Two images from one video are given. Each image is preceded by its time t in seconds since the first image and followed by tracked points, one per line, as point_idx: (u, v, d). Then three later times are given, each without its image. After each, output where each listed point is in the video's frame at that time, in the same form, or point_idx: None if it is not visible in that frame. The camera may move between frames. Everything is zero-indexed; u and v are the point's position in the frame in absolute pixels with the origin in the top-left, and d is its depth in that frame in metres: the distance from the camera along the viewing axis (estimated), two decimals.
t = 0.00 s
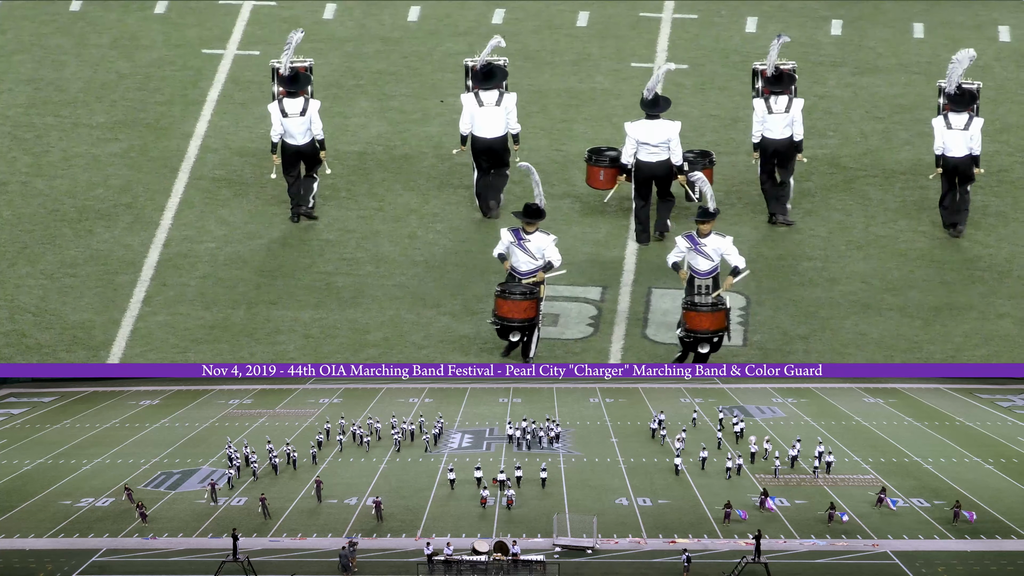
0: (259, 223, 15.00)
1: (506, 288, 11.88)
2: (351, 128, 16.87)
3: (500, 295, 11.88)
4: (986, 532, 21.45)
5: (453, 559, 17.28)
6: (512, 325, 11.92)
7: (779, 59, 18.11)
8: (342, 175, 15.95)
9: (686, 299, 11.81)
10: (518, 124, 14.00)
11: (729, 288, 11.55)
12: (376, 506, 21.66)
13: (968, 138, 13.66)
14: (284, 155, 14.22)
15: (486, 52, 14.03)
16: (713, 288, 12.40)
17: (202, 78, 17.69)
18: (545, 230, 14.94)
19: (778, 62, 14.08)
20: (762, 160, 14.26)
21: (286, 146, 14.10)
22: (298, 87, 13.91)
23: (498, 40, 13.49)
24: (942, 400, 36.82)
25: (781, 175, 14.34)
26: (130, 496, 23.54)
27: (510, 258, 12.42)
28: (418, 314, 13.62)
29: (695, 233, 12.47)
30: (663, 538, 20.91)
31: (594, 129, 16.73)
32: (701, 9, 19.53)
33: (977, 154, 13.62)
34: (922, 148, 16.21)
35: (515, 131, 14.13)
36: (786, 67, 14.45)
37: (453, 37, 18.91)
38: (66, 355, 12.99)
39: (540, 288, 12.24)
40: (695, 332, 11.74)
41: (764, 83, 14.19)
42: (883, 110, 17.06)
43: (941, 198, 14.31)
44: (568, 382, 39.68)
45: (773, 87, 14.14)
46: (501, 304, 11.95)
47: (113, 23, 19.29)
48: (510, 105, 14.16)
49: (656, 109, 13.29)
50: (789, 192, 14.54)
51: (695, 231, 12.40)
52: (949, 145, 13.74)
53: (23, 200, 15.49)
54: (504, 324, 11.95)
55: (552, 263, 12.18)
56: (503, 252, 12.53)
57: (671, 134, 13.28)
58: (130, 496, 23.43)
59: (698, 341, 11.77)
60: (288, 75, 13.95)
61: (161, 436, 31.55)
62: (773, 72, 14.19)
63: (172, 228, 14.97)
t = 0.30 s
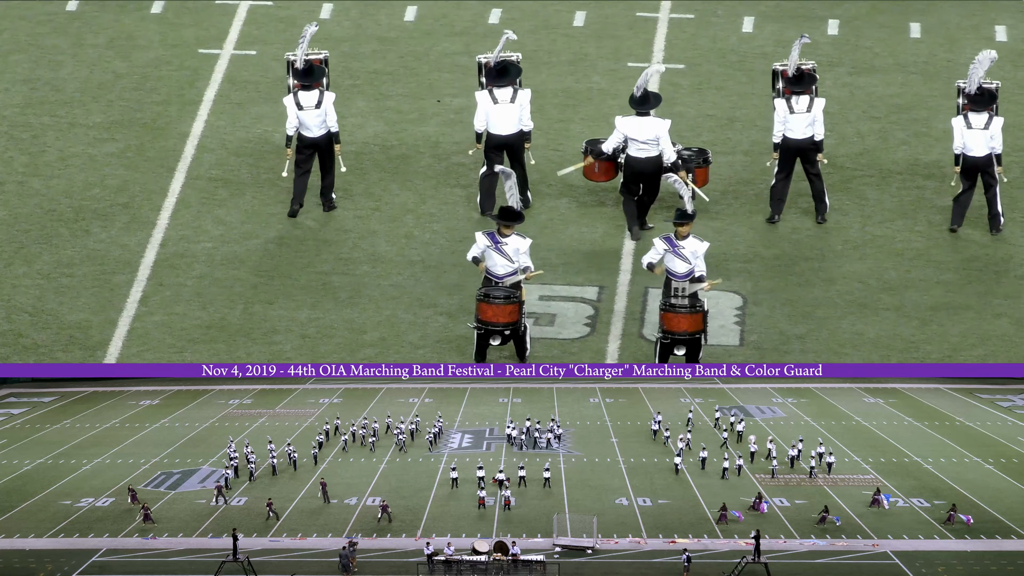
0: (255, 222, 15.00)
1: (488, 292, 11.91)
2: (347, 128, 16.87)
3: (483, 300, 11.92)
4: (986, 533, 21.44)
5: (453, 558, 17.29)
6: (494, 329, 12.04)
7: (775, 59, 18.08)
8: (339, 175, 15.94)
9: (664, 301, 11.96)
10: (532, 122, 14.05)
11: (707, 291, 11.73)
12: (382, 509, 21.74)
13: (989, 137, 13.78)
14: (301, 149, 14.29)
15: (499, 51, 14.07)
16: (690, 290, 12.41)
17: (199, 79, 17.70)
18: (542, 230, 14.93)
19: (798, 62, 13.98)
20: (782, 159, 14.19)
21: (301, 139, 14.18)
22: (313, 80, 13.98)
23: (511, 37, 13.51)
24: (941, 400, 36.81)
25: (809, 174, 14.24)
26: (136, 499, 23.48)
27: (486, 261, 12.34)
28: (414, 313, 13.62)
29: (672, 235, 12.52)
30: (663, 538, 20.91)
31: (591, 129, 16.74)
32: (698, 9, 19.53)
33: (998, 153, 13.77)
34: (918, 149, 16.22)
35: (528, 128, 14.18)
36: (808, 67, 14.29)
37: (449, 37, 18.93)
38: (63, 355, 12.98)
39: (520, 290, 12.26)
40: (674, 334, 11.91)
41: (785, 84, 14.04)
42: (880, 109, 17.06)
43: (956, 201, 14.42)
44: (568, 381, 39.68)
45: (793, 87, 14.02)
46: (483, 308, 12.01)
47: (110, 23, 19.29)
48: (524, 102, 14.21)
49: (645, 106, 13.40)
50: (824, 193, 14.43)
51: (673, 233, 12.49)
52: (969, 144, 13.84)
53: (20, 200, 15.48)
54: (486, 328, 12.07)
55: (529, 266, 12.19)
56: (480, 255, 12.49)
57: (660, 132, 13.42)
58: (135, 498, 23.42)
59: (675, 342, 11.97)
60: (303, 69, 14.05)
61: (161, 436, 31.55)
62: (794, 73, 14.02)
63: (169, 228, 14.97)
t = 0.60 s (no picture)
0: (250, 222, 15.00)
1: (474, 291, 11.86)
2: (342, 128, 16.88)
3: (470, 298, 11.87)
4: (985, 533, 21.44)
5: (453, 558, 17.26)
6: (481, 327, 11.95)
7: (771, 59, 18.05)
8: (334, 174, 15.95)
9: (651, 300, 11.89)
10: (544, 113, 14.15)
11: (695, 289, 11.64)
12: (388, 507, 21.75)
13: (998, 134, 13.76)
14: (308, 142, 14.37)
15: (507, 47, 14.07)
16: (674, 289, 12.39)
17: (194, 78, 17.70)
18: (537, 229, 14.93)
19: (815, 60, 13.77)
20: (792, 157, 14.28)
21: (310, 132, 14.28)
22: (320, 74, 13.98)
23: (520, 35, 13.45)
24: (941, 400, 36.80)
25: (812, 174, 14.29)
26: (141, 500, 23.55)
27: (467, 261, 12.32)
28: (410, 313, 13.63)
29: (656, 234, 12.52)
30: (663, 538, 20.91)
31: (586, 129, 16.76)
32: (694, 8, 19.53)
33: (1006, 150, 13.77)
34: (914, 148, 16.23)
35: (538, 115, 14.17)
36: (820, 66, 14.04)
37: (445, 37, 18.94)
38: (59, 355, 12.98)
39: (505, 288, 12.20)
40: (661, 332, 11.84)
41: (796, 83, 13.90)
42: (876, 109, 17.06)
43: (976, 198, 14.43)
44: (568, 381, 39.68)
45: (804, 87, 13.79)
46: (470, 307, 11.93)
47: (105, 23, 19.29)
48: (530, 97, 14.32)
49: (627, 96, 13.51)
50: (821, 194, 14.46)
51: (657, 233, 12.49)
52: (978, 143, 13.88)
53: (16, 200, 15.48)
54: (473, 327, 11.97)
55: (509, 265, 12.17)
56: (460, 255, 12.42)
57: (628, 124, 13.49)
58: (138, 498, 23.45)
59: (663, 340, 11.91)
60: (311, 62, 13.99)
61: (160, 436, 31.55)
62: (806, 73, 13.75)
63: (164, 228, 14.98)
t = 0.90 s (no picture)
0: (245, 221, 14.99)
1: (465, 291, 11.97)
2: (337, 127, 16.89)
3: (462, 299, 11.97)
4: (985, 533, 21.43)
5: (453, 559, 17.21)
6: (474, 328, 12.03)
7: (766, 58, 18.04)
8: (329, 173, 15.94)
9: (642, 299, 12.04)
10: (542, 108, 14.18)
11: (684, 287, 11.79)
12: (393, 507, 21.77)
13: (998, 133, 13.77)
14: (307, 137, 14.47)
15: (507, 44, 14.07)
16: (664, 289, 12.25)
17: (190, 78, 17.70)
18: (532, 229, 14.92)
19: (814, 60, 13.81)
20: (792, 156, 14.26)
21: (308, 127, 14.39)
22: (319, 69, 14.07)
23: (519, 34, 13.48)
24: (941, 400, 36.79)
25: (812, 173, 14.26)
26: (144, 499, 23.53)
27: (456, 261, 12.33)
28: (405, 312, 13.62)
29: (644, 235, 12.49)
30: (663, 538, 20.90)
31: (581, 129, 16.77)
32: (689, 7, 19.53)
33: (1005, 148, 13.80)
34: (909, 147, 16.23)
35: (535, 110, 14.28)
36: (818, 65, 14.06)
37: (440, 37, 18.95)
38: (55, 354, 12.96)
39: (495, 288, 12.25)
40: (653, 331, 11.97)
41: (794, 82, 13.89)
42: (871, 108, 17.05)
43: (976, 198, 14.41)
44: (567, 381, 39.66)
45: (803, 86, 13.83)
46: (463, 307, 12.02)
47: (100, 22, 19.28)
48: (529, 95, 14.35)
49: (603, 86, 13.81)
50: (818, 193, 14.51)
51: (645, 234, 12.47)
52: (977, 141, 13.87)
53: (11, 199, 15.47)
54: (467, 328, 12.05)
55: (499, 265, 12.18)
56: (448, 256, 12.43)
57: (598, 113, 13.75)
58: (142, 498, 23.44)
59: (654, 340, 12.03)
60: (310, 57, 14.09)
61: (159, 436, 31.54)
62: (805, 72, 13.78)
63: (159, 227, 14.97)
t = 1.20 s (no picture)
0: (240, 220, 15.00)
1: (461, 292, 11.93)
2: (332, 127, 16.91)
3: (458, 300, 11.93)
4: (985, 533, 21.40)
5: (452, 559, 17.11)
6: (471, 328, 12.01)
7: (761, 57, 18.04)
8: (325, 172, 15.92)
9: (636, 298, 11.94)
10: (538, 109, 14.14)
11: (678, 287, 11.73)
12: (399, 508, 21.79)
13: (996, 132, 13.72)
14: (303, 134, 14.56)
15: (505, 43, 14.16)
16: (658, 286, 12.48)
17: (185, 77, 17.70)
18: (528, 228, 14.92)
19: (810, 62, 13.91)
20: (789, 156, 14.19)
21: (303, 123, 14.45)
22: (314, 65, 14.18)
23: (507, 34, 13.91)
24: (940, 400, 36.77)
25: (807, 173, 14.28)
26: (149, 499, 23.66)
27: (452, 261, 12.39)
28: (400, 311, 13.63)
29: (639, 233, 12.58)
30: (663, 538, 20.89)
31: (576, 129, 16.79)
32: (684, 7, 19.53)
33: (1004, 147, 13.74)
34: (904, 146, 16.23)
35: (532, 111, 14.25)
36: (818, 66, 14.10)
37: (436, 36, 18.96)
38: (50, 354, 12.96)
39: (492, 287, 12.26)
40: (648, 330, 11.92)
41: (792, 81, 13.92)
42: (866, 107, 17.05)
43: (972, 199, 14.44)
44: (566, 381, 39.64)
45: (800, 85, 13.85)
46: (459, 308, 12.00)
47: (95, 22, 19.28)
48: (524, 96, 14.30)
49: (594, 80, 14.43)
50: (815, 194, 14.55)
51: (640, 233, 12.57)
52: (976, 138, 13.86)
53: (7, 199, 15.48)
54: (463, 328, 12.04)
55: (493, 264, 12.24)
56: (442, 255, 12.47)
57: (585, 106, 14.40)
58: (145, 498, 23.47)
59: (650, 339, 11.99)
60: (305, 53, 14.19)
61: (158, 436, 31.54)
62: (803, 71, 13.83)
63: (154, 226, 14.98)
